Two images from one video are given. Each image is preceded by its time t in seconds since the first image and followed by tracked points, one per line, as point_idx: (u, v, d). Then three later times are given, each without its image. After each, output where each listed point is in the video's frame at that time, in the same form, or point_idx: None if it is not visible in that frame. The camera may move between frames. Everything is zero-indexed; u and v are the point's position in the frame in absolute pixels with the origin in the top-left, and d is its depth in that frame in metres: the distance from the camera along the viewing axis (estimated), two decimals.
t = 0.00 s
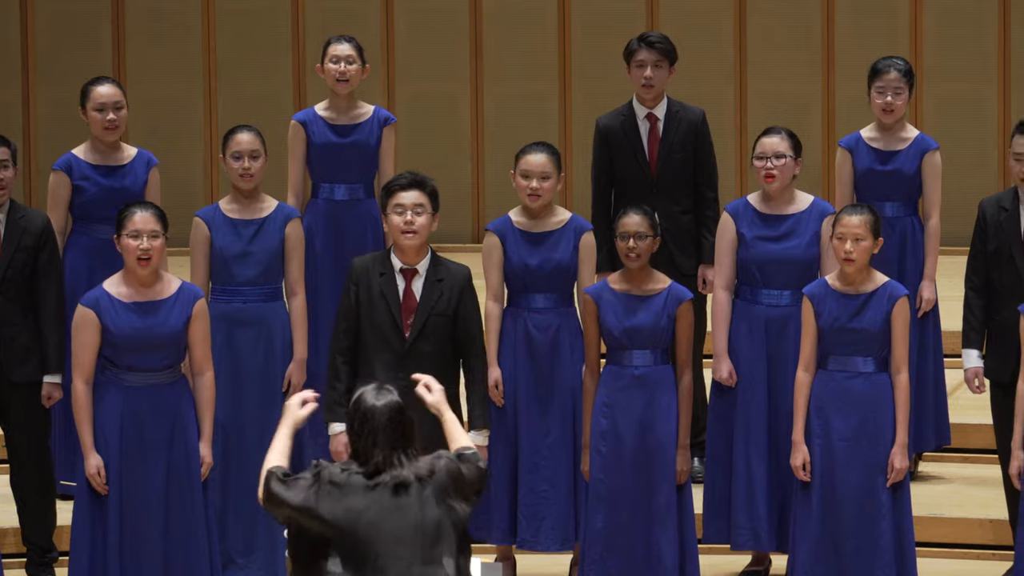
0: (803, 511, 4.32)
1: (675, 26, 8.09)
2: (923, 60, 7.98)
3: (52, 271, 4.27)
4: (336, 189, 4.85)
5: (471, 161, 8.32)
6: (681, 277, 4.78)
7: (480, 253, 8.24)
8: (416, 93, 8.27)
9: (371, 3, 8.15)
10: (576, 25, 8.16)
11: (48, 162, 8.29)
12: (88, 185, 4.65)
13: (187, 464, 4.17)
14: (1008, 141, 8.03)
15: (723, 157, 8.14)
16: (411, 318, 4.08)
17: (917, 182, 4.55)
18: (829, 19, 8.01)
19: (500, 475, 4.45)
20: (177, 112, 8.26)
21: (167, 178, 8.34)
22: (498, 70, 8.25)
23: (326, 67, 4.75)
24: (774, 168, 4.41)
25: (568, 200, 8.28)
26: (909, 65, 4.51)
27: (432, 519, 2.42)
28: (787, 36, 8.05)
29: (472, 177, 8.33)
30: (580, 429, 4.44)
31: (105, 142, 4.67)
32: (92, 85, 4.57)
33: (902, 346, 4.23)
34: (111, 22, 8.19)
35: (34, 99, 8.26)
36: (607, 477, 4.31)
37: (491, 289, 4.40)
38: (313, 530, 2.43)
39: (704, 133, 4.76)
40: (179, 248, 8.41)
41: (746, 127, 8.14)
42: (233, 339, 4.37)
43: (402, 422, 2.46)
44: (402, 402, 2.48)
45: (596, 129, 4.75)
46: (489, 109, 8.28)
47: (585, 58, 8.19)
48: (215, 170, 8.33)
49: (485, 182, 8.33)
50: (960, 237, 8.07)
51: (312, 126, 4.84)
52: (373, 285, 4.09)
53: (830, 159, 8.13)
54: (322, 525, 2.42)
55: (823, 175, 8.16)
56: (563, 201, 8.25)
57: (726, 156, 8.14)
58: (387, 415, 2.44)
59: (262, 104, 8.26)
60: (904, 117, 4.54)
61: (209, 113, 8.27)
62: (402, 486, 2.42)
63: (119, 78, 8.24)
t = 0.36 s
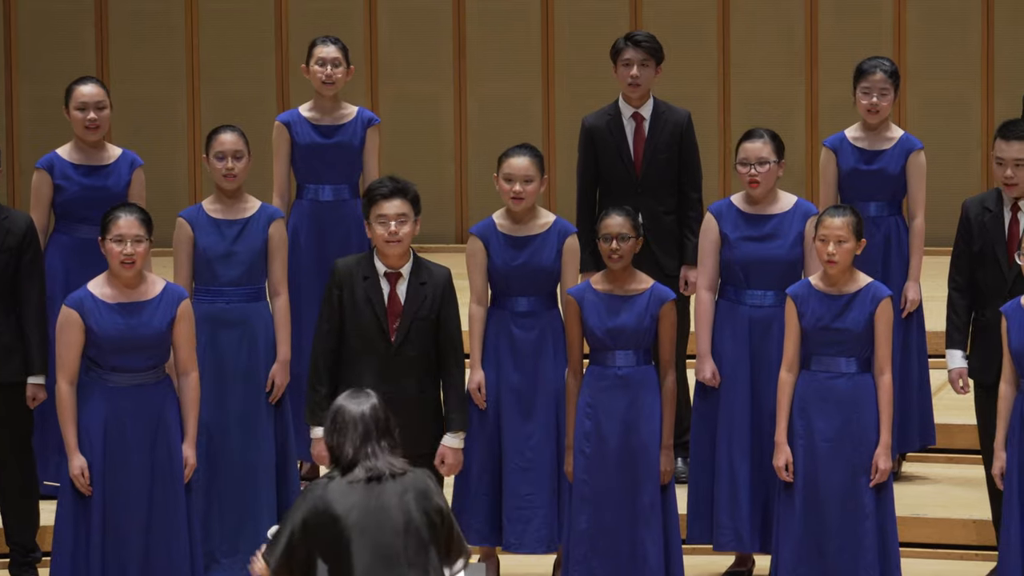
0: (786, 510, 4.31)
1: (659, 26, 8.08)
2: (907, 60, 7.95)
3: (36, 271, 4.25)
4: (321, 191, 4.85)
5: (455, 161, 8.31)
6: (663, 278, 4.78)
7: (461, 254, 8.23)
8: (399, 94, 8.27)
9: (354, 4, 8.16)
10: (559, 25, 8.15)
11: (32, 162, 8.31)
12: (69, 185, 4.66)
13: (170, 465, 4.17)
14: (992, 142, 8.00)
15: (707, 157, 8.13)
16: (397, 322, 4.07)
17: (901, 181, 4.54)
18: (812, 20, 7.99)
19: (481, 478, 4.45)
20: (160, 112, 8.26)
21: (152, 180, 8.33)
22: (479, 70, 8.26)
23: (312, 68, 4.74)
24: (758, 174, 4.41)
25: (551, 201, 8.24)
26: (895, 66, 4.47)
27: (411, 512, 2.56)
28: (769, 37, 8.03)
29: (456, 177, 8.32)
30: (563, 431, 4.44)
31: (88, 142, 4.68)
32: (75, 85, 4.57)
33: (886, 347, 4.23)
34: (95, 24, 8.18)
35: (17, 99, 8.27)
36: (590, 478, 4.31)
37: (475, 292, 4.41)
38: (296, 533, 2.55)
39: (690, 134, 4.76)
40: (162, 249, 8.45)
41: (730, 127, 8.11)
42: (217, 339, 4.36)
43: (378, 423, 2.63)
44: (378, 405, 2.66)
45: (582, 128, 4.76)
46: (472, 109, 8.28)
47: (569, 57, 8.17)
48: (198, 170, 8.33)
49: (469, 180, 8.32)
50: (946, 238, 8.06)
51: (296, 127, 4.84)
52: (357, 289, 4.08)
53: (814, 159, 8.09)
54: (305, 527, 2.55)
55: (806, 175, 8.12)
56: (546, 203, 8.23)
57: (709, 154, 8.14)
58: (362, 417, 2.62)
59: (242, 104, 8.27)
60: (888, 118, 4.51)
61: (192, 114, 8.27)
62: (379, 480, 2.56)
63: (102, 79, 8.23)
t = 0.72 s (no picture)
0: (768, 511, 4.31)
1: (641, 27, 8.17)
2: (889, 59, 8.03)
3: (17, 274, 4.27)
4: (304, 192, 4.85)
5: (437, 162, 8.42)
6: (647, 277, 4.76)
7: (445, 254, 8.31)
8: (382, 93, 8.38)
9: (336, 4, 8.27)
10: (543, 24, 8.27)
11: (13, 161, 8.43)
12: (48, 185, 4.71)
13: (153, 464, 4.18)
14: (974, 142, 8.09)
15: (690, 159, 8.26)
16: (382, 320, 4.09)
17: (883, 183, 4.52)
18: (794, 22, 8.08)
19: (461, 479, 4.46)
20: (142, 112, 8.36)
21: (133, 178, 8.42)
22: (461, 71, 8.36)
23: (291, 70, 4.75)
24: (742, 175, 4.40)
25: (533, 201, 8.36)
26: (879, 68, 4.46)
27: (405, 513, 2.55)
28: (751, 38, 8.10)
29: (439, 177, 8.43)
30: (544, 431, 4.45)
31: (68, 142, 4.73)
32: (57, 85, 4.62)
33: (868, 348, 4.24)
34: (75, 23, 8.30)
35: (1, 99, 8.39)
36: (572, 478, 4.32)
37: (457, 293, 4.42)
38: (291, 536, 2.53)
39: (674, 134, 4.76)
40: (145, 247, 8.53)
41: (712, 127, 8.21)
42: (199, 340, 4.36)
43: (370, 423, 2.60)
44: (369, 403, 2.62)
45: (567, 128, 4.75)
46: (455, 109, 8.37)
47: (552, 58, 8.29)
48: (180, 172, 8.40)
49: (453, 179, 8.42)
50: (929, 238, 8.14)
51: (277, 128, 4.86)
52: (340, 288, 4.10)
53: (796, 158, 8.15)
54: (298, 530, 2.53)
55: (788, 176, 8.18)
56: (529, 204, 8.35)
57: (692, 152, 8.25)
58: (353, 418, 2.59)
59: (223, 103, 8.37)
60: (871, 119, 4.50)
61: (173, 113, 8.35)
62: (371, 482, 2.55)
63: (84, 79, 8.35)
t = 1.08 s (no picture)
0: (750, 511, 4.31)
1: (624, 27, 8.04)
2: (870, 60, 7.93)
3: None
4: (281, 193, 4.86)
5: (417, 162, 8.29)
6: (630, 277, 4.76)
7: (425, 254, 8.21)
8: (362, 95, 8.25)
9: (317, 3, 8.14)
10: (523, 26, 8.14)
11: None
12: (31, 185, 4.70)
13: (135, 464, 4.17)
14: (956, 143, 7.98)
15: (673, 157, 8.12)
16: (356, 320, 4.15)
17: (864, 183, 4.53)
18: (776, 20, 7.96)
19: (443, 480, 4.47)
20: (124, 112, 8.26)
21: (112, 179, 8.31)
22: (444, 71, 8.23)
23: (267, 70, 4.75)
24: (725, 172, 4.41)
25: (514, 200, 8.25)
26: (859, 68, 4.47)
27: (405, 517, 2.56)
28: (733, 38, 7.99)
29: (419, 178, 8.31)
30: (524, 432, 4.47)
31: (49, 142, 4.73)
32: (37, 85, 4.63)
33: (849, 349, 4.25)
34: (57, 23, 8.20)
35: None
36: (553, 479, 4.32)
37: (437, 292, 4.46)
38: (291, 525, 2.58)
39: (658, 134, 4.74)
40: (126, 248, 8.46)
41: (694, 127, 8.10)
42: (179, 340, 4.36)
43: (386, 427, 2.60)
44: (387, 407, 2.62)
45: (550, 128, 4.75)
46: (438, 109, 8.25)
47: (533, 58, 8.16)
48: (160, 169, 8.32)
49: (432, 180, 8.29)
50: (911, 239, 8.07)
51: (254, 128, 4.85)
52: (316, 288, 4.17)
53: (777, 160, 8.06)
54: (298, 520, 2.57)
55: (769, 178, 8.10)
56: (509, 202, 8.24)
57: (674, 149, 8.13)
58: (369, 420, 2.59)
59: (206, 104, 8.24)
60: (852, 119, 4.51)
61: (155, 115, 8.26)
62: (377, 485, 2.57)
63: (65, 79, 8.26)
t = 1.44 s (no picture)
0: (731, 512, 4.31)
1: (603, 27, 8.10)
2: (850, 60, 7.98)
3: None
4: (255, 192, 4.88)
5: (399, 163, 8.32)
6: (609, 277, 4.77)
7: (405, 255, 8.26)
8: (342, 96, 8.30)
9: (298, 4, 8.17)
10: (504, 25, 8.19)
11: None
12: (16, 186, 4.70)
13: (114, 465, 4.16)
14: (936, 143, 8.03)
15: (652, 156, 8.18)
16: (335, 321, 4.17)
17: (844, 183, 4.54)
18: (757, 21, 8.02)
19: (423, 479, 4.46)
20: (105, 113, 8.31)
21: (94, 179, 8.35)
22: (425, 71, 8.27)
23: (241, 71, 4.76)
24: (708, 173, 4.38)
25: (495, 201, 8.27)
26: (839, 69, 4.49)
27: (399, 522, 2.63)
28: (709, 42, 8.05)
29: (400, 179, 8.34)
30: (506, 432, 4.46)
31: (33, 143, 4.72)
32: (19, 86, 4.60)
33: (830, 349, 4.25)
34: (39, 26, 8.27)
35: None
36: (534, 479, 4.32)
37: (418, 293, 4.44)
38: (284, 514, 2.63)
39: (636, 134, 4.76)
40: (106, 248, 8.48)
41: (675, 127, 8.16)
42: (158, 340, 4.37)
43: (387, 432, 2.69)
44: (390, 414, 2.71)
45: (528, 128, 4.74)
46: (418, 110, 8.28)
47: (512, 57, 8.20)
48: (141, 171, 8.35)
49: (413, 179, 8.32)
50: (891, 240, 8.08)
51: (228, 128, 4.87)
52: (296, 288, 4.20)
53: (758, 163, 8.11)
54: (292, 510, 2.63)
55: (751, 178, 8.14)
56: (490, 203, 8.27)
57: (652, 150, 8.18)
58: (373, 423, 2.69)
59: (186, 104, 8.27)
60: (831, 120, 4.52)
61: (136, 114, 8.30)
62: (376, 486, 2.64)
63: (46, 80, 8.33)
